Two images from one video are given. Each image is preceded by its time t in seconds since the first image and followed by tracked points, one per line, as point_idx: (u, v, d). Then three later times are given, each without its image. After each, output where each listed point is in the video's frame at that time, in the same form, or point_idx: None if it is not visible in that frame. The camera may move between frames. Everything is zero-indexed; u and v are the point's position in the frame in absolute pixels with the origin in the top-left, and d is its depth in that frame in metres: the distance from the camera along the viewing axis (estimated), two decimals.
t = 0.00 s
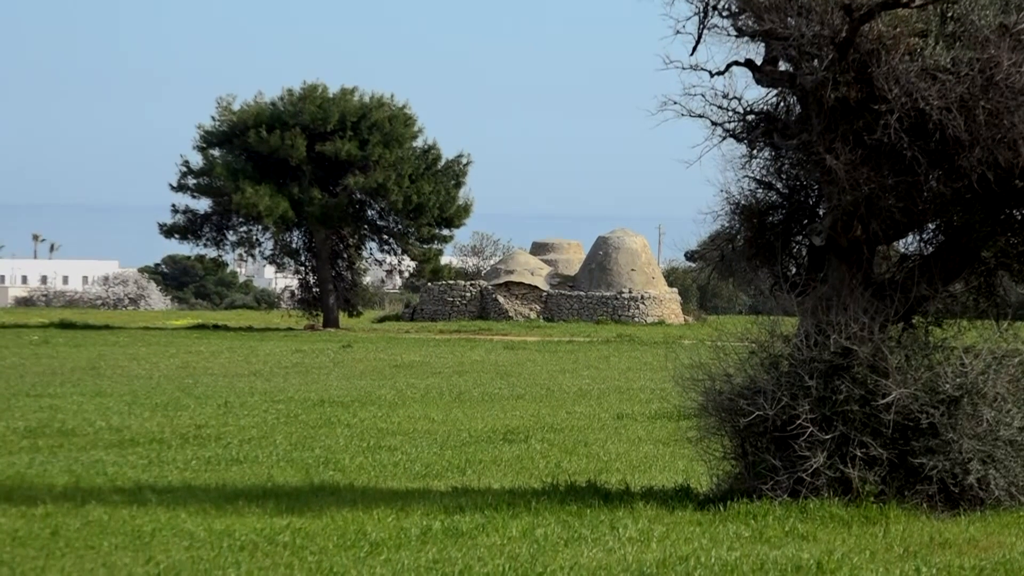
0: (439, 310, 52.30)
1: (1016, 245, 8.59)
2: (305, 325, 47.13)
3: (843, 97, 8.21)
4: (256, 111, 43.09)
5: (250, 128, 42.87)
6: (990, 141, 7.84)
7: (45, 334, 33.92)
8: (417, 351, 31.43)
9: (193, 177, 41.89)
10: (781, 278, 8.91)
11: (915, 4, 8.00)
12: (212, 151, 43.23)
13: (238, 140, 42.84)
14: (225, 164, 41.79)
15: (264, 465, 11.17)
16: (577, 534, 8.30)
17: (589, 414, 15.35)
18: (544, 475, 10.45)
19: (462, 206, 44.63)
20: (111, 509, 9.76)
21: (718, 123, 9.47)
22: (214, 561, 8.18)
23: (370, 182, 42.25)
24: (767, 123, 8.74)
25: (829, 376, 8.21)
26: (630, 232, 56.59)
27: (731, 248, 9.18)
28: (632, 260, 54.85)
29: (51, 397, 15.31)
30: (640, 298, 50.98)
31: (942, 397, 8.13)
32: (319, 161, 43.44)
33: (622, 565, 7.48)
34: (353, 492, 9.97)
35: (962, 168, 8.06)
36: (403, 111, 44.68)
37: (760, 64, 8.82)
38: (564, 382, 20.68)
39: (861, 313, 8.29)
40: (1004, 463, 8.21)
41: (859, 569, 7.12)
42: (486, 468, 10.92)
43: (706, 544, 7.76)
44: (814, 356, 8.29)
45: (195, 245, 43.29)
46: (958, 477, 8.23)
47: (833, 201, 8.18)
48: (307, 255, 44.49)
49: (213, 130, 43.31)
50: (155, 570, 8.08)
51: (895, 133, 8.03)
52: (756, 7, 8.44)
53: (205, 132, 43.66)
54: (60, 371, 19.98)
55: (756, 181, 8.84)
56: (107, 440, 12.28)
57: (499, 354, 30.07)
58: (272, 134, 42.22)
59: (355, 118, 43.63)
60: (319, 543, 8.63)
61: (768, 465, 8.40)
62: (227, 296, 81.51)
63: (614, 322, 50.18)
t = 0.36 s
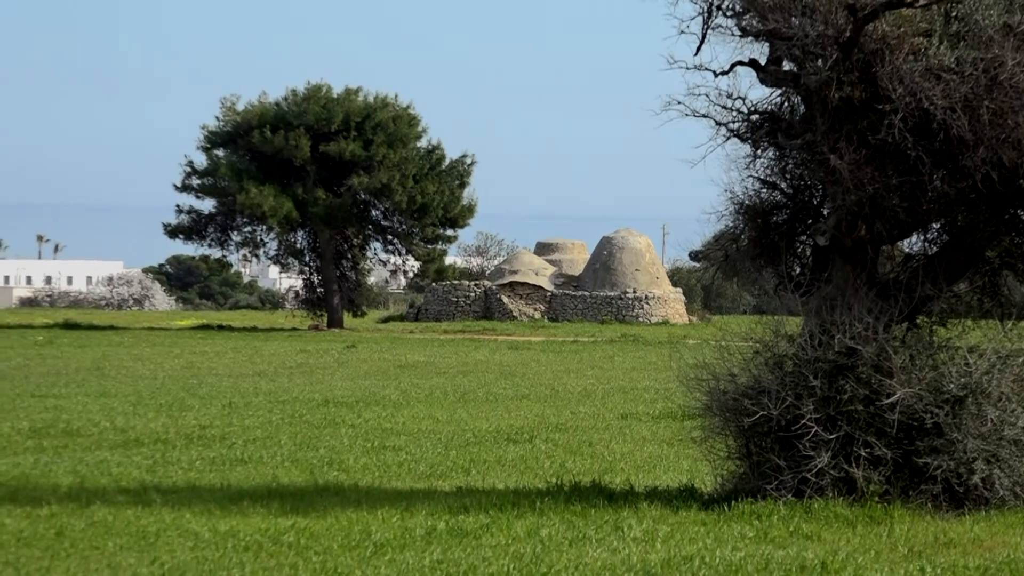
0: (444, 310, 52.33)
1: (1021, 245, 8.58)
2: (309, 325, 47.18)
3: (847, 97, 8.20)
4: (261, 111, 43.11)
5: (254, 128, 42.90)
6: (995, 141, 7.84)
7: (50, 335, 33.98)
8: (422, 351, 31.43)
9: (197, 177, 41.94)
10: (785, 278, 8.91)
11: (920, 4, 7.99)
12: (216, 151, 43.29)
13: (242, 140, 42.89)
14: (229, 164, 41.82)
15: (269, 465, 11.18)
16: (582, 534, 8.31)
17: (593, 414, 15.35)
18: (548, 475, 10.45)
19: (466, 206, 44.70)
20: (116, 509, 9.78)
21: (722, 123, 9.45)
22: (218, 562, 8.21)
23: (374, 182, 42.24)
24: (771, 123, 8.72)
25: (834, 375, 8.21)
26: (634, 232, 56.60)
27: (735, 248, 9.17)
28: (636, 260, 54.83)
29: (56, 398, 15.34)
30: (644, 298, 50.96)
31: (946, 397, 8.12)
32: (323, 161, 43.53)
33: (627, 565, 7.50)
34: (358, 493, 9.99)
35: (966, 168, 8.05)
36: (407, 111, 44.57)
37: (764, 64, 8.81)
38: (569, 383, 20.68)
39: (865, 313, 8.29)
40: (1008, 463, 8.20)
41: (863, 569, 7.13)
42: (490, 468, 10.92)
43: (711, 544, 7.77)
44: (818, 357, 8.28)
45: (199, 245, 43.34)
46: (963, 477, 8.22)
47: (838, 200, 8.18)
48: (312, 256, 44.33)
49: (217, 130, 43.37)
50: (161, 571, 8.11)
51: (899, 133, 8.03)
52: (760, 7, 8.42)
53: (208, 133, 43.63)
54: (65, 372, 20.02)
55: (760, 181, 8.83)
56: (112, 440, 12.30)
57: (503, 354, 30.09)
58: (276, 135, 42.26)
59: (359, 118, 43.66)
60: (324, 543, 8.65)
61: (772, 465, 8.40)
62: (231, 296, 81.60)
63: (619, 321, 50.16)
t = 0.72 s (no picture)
0: (449, 308, 52.47)
1: None
2: (314, 324, 47.23)
3: (853, 95, 8.19)
4: (266, 109, 43.11)
5: (259, 126, 42.91)
6: (1000, 138, 7.85)
7: (57, 334, 34.04)
8: (429, 349, 31.45)
9: (203, 175, 42.00)
10: (791, 276, 8.91)
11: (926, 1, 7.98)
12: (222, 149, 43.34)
13: (248, 138, 42.94)
14: (234, 162, 41.84)
15: (274, 463, 11.19)
16: (587, 532, 8.32)
17: (600, 411, 15.36)
18: (555, 472, 10.47)
19: (472, 204, 44.78)
20: (122, 507, 9.80)
21: (727, 121, 9.44)
22: (225, 559, 8.25)
23: (380, 179, 42.20)
24: (777, 121, 8.70)
25: (839, 372, 8.21)
26: (639, 230, 56.58)
27: (741, 245, 9.16)
28: (642, 258, 54.83)
29: (62, 396, 15.35)
30: (650, 295, 50.96)
31: (952, 394, 8.12)
32: (329, 159, 43.55)
33: (633, 562, 7.52)
34: (364, 490, 10.01)
35: (972, 164, 8.05)
36: (413, 109, 44.62)
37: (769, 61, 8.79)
38: (574, 380, 20.68)
39: (871, 310, 8.29)
40: (1014, 460, 8.20)
41: (869, 567, 7.15)
42: (496, 466, 10.94)
43: (717, 541, 7.79)
44: (824, 353, 8.28)
45: (204, 244, 43.40)
46: (969, 474, 8.21)
47: (843, 197, 8.18)
48: (317, 253, 44.55)
49: (222, 129, 43.40)
50: (167, 569, 8.14)
51: (905, 131, 8.02)
52: (765, 4, 8.40)
53: (214, 131, 43.73)
54: (71, 370, 20.04)
55: (765, 178, 8.83)
56: (119, 438, 12.32)
57: (509, 351, 30.13)
58: (282, 133, 42.30)
59: (364, 116, 43.70)
60: (330, 540, 8.66)
61: (778, 462, 8.41)
62: (236, 295, 81.65)
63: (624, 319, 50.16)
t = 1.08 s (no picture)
0: (457, 304, 52.65)
1: None
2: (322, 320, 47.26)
3: (860, 90, 8.17)
4: (273, 105, 43.15)
5: (267, 122, 42.92)
6: (1008, 133, 7.83)
7: (66, 331, 34.12)
8: (437, 345, 31.48)
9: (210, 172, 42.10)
10: (799, 272, 8.90)
11: None
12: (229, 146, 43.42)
13: (256, 134, 43.01)
14: (242, 158, 41.88)
15: (282, 459, 11.20)
16: (595, 528, 8.34)
17: (608, 407, 15.36)
18: (563, 468, 10.47)
19: (480, 199, 44.77)
20: (130, 503, 9.82)
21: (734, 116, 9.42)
22: (233, 556, 8.29)
23: (387, 176, 42.18)
24: (784, 116, 8.68)
25: (847, 368, 8.20)
26: (647, 225, 56.54)
27: (748, 241, 9.15)
28: (649, 253, 54.80)
29: (69, 392, 15.37)
30: (658, 291, 50.96)
31: (960, 390, 8.11)
32: (337, 155, 43.55)
33: (641, 559, 7.57)
34: (372, 487, 10.02)
35: (980, 160, 8.03)
36: (421, 105, 44.64)
37: (776, 56, 8.77)
38: (582, 376, 20.69)
39: (878, 306, 8.28)
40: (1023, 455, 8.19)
41: (877, 563, 7.17)
42: (504, 462, 10.95)
43: (725, 537, 7.81)
44: (831, 349, 8.27)
45: (212, 240, 43.45)
46: (977, 469, 8.21)
47: (851, 193, 8.17)
48: (325, 250, 44.54)
49: (229, 125, 43.54)
50: (176, 567, 8.17)
51: (912, 126, 8.00)
52: None
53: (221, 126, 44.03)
54: (80, 366, 20.06)
55: (773, 174, 8.81)
56: (127, 434, 12.34)
57: (516, 348, 30.15)
58: (289, 128, 42.34)
59: (372, 112, 43.67)
60: (339, 537, 8.69)
61: (786, 457, 8.39)
62: (244, 291, 81.72)
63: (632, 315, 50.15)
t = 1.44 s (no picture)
0: (468, 300, 52.33)
1: None
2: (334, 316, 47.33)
3: (871, 86, 8.15)
4: (284, 102, 43.16)
5: (278, 118, 43.00)
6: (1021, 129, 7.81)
7: (78, 326, 34.23)
8: (449, 341, 31.53)
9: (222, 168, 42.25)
10: (810, 268, 8.89)
11: None
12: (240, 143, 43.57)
13: (267, 131, 43.03)
14: (253, 154, 42.05)
15: (295, 455, 11.22)
16: (608, 524, 8.36)
17: (619, 403, 15.37)
18: (574, 465, 10.47)
19: (491, 195, 44.80)
20: (142, 500, 9.86)
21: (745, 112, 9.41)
22: (245, 553, 8.34)
23: (398, 172, 42.26)
24: (796, 112, 8.67)
25: (859, 364, 8.20)
26: (659, 221, 56.53)
27: (760, 236, 9.12)
28: (661, 250, 54.85)
29: (81, 389, 15.41)
30: (668, 288, 51.02)
31: (972, 385, 8.11)
32: (349, 151, 43.51)
33: (655, 555, 7.64)
34: (384, 483, 10.05)
35: (992, 156, 8.01)
36: (432, 101, 44.66)
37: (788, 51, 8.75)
38: (593, 372, 20.69)
39: (890, 302, 8.27)
40: None
41: (890, 559, 7.22)
42: (515, 458, 10.96)
43: (737, 533, 7.84)
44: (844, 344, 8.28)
45: (223, 236, 43.54)
46: (989, 465, 8.20)
47: (862, 188, 8.16)
48: (336, 246, 44.42)
49: (239, 122, 43.60)
50: (188, 563, 8.23)
51: (924, 122, 7.98)
52: None
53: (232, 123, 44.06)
54: (91, 363, 20.10)
55: (785, 170, 8.79)
56: (139, 431, 12.37)
57: (527, 343, 30.15)
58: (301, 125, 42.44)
59: (383, 108, 43.65)
60: (351, 533, 8.73)
61: (798, 453, 8.38)
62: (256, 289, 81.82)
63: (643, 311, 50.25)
